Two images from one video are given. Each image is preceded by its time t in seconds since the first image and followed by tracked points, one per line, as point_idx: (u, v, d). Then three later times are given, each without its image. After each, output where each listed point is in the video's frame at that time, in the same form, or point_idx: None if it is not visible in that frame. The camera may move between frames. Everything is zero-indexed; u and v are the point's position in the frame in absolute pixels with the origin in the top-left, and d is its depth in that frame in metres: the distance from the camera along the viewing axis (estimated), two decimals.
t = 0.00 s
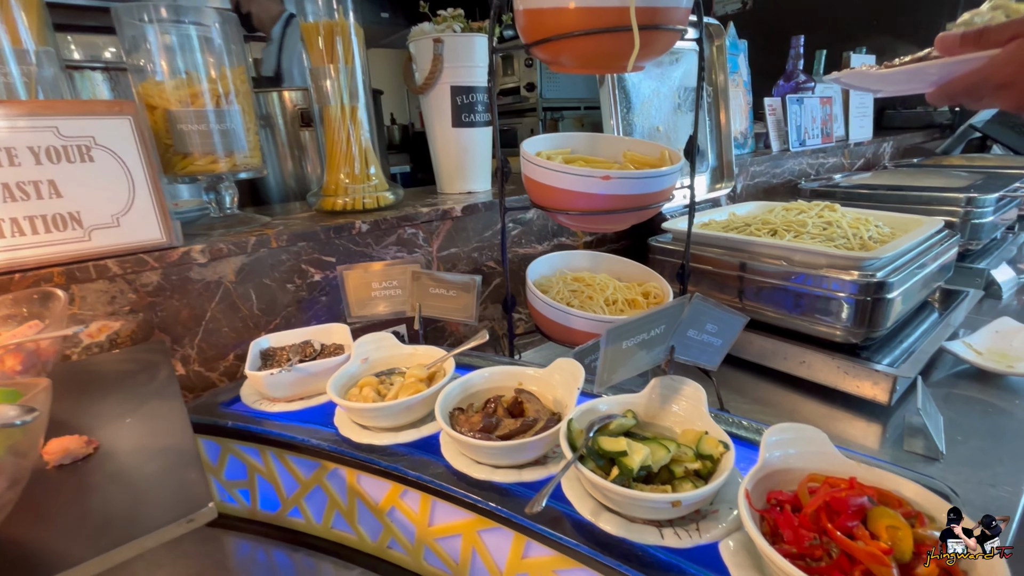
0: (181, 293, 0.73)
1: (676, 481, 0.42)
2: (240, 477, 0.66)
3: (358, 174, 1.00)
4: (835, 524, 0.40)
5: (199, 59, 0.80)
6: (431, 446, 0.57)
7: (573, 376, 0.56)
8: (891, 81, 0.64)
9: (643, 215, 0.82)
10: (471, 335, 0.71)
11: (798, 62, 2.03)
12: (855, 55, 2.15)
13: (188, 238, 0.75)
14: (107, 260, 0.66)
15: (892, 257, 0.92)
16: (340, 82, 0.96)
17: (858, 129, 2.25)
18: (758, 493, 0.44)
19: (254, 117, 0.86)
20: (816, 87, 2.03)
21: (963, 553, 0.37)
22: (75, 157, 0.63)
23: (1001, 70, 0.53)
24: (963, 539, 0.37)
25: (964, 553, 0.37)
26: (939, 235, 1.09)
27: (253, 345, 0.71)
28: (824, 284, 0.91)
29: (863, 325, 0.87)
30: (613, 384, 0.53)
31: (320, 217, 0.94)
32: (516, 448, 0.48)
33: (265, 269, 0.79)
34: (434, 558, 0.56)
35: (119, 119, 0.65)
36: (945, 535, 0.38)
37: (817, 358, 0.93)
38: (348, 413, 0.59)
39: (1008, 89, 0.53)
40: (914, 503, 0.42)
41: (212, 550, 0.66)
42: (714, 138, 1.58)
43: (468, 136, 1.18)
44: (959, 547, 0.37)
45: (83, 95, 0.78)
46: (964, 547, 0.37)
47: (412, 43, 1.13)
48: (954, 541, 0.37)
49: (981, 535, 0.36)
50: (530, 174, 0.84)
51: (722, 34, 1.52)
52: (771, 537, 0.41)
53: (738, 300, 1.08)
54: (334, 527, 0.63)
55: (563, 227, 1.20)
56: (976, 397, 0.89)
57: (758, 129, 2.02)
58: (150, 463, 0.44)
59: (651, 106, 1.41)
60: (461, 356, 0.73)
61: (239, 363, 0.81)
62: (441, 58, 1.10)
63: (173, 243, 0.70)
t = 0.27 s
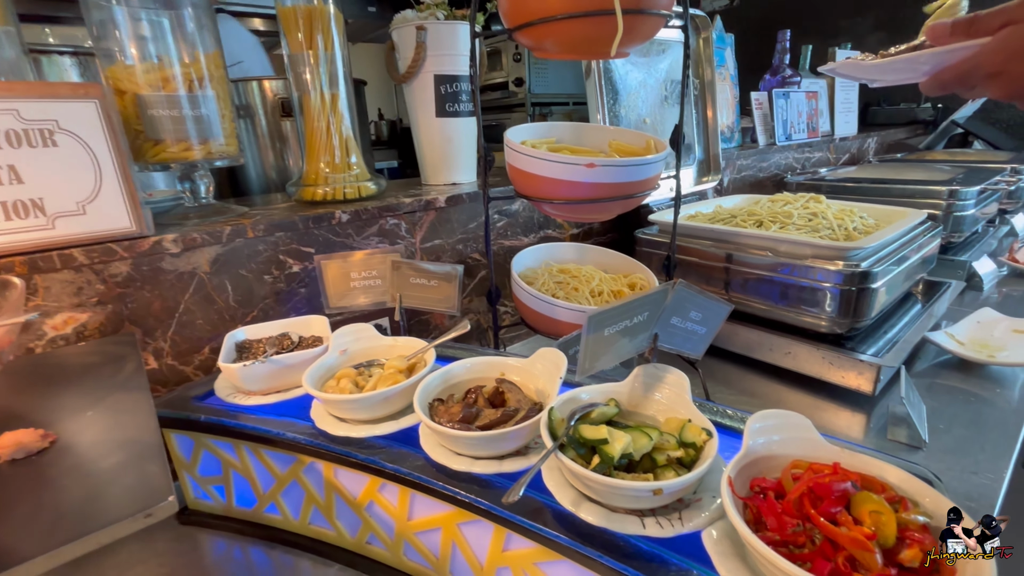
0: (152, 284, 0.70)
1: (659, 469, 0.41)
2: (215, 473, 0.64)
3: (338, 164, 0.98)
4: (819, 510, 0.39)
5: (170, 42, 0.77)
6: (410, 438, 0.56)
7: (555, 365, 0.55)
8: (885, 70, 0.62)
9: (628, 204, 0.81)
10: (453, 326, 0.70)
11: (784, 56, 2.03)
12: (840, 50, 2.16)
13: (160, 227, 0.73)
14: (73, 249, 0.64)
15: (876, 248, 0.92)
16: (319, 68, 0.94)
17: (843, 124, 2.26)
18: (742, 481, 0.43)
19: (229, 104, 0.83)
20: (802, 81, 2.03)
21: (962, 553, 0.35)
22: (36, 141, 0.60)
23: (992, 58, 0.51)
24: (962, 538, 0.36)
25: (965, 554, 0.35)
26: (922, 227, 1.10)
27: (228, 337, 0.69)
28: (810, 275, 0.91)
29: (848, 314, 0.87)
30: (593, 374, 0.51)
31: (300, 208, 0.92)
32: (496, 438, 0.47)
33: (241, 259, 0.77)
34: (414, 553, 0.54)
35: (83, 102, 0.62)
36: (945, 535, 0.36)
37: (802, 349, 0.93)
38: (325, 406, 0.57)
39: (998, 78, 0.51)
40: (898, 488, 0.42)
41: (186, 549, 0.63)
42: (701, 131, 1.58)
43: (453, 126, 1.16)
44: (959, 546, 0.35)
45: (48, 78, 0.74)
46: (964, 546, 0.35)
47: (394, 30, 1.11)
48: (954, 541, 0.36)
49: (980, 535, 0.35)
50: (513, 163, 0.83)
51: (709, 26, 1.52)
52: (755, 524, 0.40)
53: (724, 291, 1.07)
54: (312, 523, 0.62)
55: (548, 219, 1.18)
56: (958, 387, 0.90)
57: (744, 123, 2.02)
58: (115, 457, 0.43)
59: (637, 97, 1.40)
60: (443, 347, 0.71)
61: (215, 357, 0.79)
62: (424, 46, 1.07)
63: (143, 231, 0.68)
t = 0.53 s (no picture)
0: (122, 284, 0.68)
1: (639, 472, 0.40)
2: (188, 479, 0.62)
3: (319, 161, 0.96)
4: (800, 514, 0.39)
5: (140, 34, 0.75)
6: (387, 441, 0.54)
7: (536, 365, 0.53)
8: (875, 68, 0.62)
9: (613, 201, 0.80)
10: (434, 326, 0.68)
11: (771, 55, 2.03)
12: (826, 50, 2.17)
13: (131, 225, 0.71)
14: (36, 248, 0.61)
15: (860, 246, 0.92)
16: (298, 63, 0.92)
17: (830, 124, 2.27)
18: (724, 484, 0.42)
19: (202, 98, 0.81)
20: (788, 81, 2.04)
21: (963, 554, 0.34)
22: None
23: (977, 54, 0.50)
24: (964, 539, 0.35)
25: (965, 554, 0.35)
26: (906, 225, 1.10)
27: (202, 339, 0.67)
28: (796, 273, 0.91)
29: (833, 313, 0.87)
30: (572, 375, 0.50)
31: (279, 205, 0.90)
32: (474, 442, 0.45)
33: (217, 259, 0.74)
34: (391, 559, 0.53)
35: (46, 95, 0.60)
36: (945, 535, 0.36)
37: (787, 348, 0.92)
38: (299, 409, 0.56)
39: (981, 75, 0.50)
40: (881, 489, 0.41)
41: (158, 557, 0.62)
42: (688, 130, 1.57)
43: (437, 123, 1.15)
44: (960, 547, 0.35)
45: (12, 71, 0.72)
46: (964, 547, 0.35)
47: (376, 25, 1.09)
48: (954, 541, 0.35)
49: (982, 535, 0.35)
50: (497, 160, 0.81)
51: (696, 24, 1.51)
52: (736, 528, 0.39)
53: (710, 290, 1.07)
54: (288, 529, 0.60)
55: (535, 217, 1.17)
56: (941, 384, 0.90)
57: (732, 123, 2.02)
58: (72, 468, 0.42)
59: (624, 95, 1.39)
60: (424, 348, 0.70)
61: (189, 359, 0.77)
62: (407, 41, 1.05)
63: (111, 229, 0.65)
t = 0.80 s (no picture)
0: (99, 284, 0.66)
1: (623, 473, 0.39)
2: (167, 484, 0.61)
3: (304, 160, 0.94)
4: (784, 515, 0.38)
5: (118, 28, 0.73)
6: (371, 444, 0.54)
7: (522, 365, 0.53)
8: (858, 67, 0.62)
9: (600, 200, 0.80)
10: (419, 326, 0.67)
11: (759, 56, 2.04)
12: (813, 51, 2.19)
13: (109, 225, 0.69)
14: (8, 248, 0.60)
15: (847, 245, 0.93)
16: (281, 60, 0.90)
17: (817, 124, 2.29)
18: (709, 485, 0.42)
19: (183, 95, 0.79)
20: (776, 82, 2.05)
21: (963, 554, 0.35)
22: None
23: (958, 51, 0.50)
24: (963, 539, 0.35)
25: (964, 553, 0.36)
26: (892, 225, 1.11)
27: (182, 340, 0.65)
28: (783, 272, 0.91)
29: (820, 311, 0.87)
30: (558, 376, 0.50)
31: (263, 205, 0.89)
32: (457, 444, 0.45)
33: (198, 259, 0.73)
34: (375, 564, 0.52)
35: (18, 91, 0.58)
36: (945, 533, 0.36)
37: (775, 347, 0.93)
38: (281, 412, 0.55)
39: (962, 72, 0.50)
40: (865, 489, 0.41)
41: (136, 564, 0.60)
42: (677, 130, 1.58)
43: (424, 122, 1.14)
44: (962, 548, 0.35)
45: None
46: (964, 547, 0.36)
47: (363, 23, 1.08)
48: (955, 541, 0.35)
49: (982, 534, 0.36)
50: (484, 159, 0.81)
51: (684, 25, 1.51)
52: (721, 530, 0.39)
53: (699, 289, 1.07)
54: (270, 534, 0.59)
55: (523, 217, 1.16)
56: (927, 382, 0.91)
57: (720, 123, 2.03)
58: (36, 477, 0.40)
59: (613, 95, 1.39)
60: (409, 349, 0.69)
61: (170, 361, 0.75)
62: (394, 39, 1.04)
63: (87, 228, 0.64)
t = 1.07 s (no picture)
0: (83, 288, 0.65)
1: (613, 476, 0.39)
2: (153, 491, 0.60)
3: (293, 162, 0.94)
4: (773, 517, 0.38)
5: (104, 29, 0.72)
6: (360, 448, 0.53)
7: (512, 368, 0.53)
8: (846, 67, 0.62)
9: (591, 202, 0.80)
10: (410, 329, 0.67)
11: (749, 59, 2.06)
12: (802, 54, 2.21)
13: (94, 228, 0.68)
14: None
15: (835, 246, 0.93)
16: (270, 62, 0.90)
17: (807, 126, 2.31)
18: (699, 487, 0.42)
19: (170, 97, 0.79)
20: (766, 84, 2.07)
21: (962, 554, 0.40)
22: None
23: (943, 51, 0.50)
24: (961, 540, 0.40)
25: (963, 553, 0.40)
26: (879, 226, 1.12)
27: (169, 345, 0.65)
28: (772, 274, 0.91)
29: (810, 312, 0.88)
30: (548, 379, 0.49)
31: (251, 207, 0.88)
32: (447, 448, 0.44)
33: (185, 262, 0.72)
34: (365, 570, 0.52)
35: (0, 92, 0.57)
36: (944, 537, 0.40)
37: (765, 348, 0.93)
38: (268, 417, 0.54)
39: (948, 71, 0.51)
40: (852, 489, 0.41)
41: (121, 572, 0.59)
42: (668, 132, 1.59)
43: (415, 124, 1.14)
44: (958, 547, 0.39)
45: None
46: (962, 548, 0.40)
47: (353, 24, 1.07)
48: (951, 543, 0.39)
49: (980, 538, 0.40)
50: (475, 161, 0.80)
51: (674, 27, 1.52)
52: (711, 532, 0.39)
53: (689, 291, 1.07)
54: (259, 540, 0.58)
55: (515, 219, 1.16)
56: (914, 382, 0.92)
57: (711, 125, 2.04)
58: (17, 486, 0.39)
59: (604, 97, 1.39)
60: (400, 352, 0.69)
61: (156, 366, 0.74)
62: (384, 40, 1.04)
63: (71, 232, 0.63)
